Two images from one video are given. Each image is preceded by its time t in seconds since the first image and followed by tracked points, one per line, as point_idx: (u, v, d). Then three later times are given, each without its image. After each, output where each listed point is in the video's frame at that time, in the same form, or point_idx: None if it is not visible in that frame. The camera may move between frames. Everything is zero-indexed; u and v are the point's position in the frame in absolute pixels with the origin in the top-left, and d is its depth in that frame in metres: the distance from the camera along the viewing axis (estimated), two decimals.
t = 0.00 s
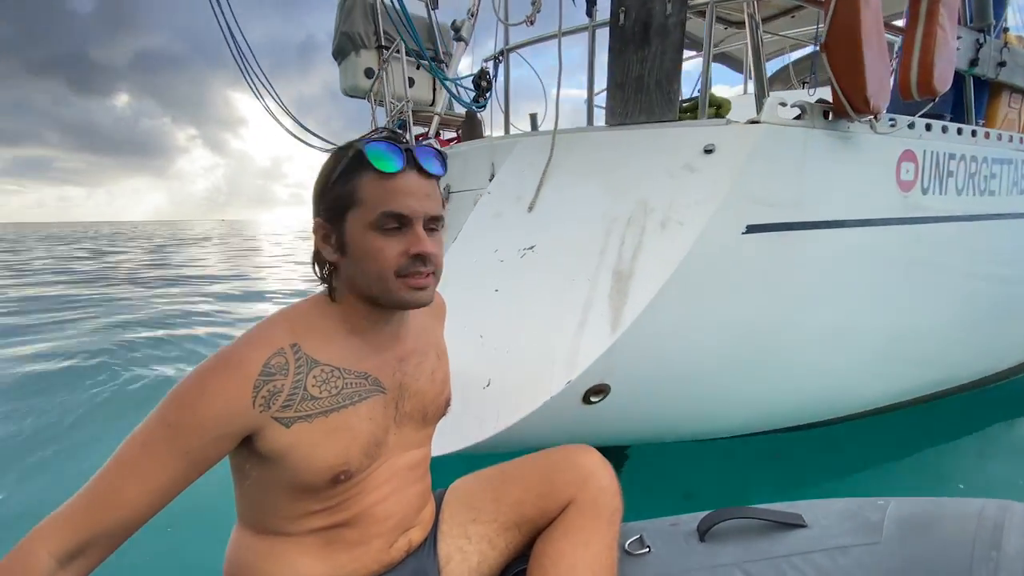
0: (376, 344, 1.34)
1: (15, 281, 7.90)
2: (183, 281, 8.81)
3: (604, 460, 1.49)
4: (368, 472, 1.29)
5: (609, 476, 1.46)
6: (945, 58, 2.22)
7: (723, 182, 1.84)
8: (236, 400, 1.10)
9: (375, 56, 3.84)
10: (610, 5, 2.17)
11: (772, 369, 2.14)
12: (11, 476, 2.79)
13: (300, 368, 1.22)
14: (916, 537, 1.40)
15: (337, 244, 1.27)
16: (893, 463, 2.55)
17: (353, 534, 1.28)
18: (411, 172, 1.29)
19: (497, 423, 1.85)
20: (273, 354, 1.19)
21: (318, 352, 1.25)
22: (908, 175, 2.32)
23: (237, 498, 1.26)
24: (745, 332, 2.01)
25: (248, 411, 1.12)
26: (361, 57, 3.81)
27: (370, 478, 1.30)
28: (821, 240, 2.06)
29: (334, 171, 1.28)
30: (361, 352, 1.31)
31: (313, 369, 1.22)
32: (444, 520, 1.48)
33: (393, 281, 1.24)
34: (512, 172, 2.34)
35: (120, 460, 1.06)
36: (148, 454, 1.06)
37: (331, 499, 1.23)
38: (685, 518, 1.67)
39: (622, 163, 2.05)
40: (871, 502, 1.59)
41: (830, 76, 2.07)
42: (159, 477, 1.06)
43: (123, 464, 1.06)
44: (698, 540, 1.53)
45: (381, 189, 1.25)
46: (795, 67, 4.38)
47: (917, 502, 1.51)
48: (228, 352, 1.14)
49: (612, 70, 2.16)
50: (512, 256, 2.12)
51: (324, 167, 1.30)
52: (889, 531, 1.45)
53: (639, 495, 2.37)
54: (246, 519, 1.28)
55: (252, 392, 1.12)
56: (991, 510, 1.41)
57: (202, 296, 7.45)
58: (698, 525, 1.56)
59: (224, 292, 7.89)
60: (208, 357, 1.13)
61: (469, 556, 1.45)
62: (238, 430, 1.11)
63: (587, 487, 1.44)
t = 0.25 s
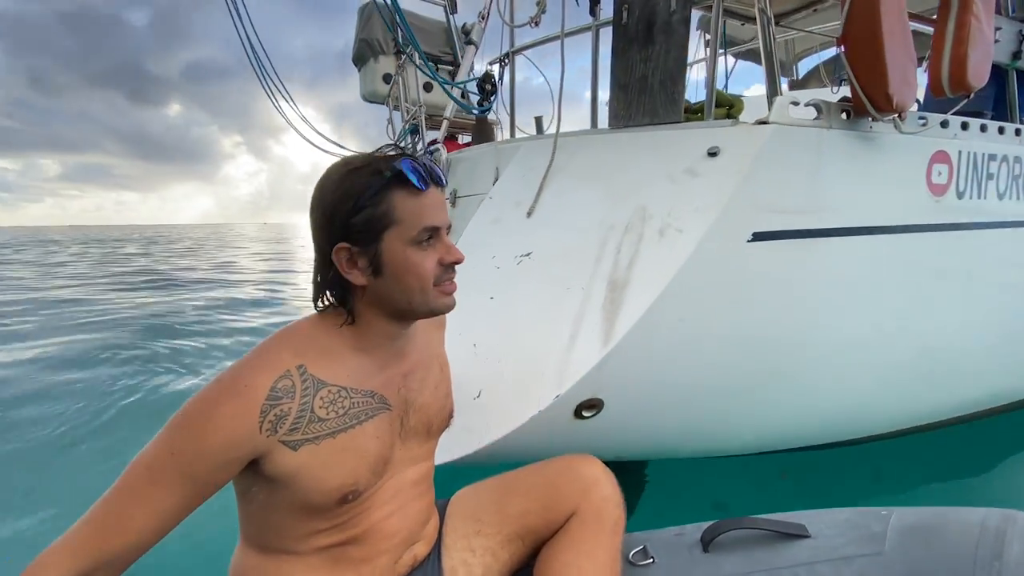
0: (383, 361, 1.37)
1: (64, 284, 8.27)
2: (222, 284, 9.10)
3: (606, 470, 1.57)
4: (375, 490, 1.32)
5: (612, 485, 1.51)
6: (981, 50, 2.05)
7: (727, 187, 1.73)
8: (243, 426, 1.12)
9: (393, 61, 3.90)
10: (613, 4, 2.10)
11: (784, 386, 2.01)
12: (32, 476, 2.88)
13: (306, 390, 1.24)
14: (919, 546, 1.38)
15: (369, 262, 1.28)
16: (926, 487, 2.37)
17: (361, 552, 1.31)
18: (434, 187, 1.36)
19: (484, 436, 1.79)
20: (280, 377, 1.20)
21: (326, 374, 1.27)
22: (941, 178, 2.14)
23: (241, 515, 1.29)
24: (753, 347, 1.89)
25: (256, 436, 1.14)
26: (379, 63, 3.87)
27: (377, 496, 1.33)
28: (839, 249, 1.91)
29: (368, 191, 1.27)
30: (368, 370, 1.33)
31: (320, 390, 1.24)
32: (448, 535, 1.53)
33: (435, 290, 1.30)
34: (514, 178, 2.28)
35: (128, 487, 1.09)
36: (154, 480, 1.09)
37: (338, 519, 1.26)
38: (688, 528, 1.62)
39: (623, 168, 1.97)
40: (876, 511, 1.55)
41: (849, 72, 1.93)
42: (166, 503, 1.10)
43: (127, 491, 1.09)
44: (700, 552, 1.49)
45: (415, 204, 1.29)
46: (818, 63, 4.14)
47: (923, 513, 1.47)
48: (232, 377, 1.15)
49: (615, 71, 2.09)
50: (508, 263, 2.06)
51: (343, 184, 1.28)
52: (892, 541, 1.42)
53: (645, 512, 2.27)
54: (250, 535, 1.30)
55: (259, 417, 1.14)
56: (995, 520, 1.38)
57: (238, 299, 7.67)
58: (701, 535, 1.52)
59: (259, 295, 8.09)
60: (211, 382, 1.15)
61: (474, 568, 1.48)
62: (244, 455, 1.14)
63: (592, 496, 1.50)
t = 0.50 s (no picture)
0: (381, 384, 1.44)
1: (112, 288, 8.64)
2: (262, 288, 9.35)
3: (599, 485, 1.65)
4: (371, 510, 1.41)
5: (606, 502, 1.63)
6: None
7: (729, 193, 1.59)
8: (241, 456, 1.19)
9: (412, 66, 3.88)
10: None
11: (802, 410, 1.83)
12: (51, 479, 2.96)
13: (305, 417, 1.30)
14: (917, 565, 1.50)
15: (382, 284, 1.34)
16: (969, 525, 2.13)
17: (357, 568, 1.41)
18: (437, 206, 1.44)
19: (467, 454, 1.70)
20: (277, 407, 1.26)
21: (323, 401, 1.32)
22: (983, 182, 1.92)
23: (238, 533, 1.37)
24: (764, 368, 1.72)
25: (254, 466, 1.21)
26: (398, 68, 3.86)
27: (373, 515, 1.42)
28: (862, 261, 1.73)
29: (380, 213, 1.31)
30: (366, 395, 1.40)
31: (318, 418, 1.31)
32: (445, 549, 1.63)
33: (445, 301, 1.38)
34: (514, 183, 2.19)
35: (125, 516, 1.15)
36: (153, 508, 1.16)
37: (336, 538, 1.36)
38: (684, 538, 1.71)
39: (622, 173, 1.85)
40: (871, 523, 1.67)
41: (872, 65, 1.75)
42: (166, 529, 1.17)
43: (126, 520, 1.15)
44: (697, 565, 1.58)
45: (424, 226, 1.37)
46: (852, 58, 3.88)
47: (915, 525, 1.60)
48: (229, 409, 1.21)
49: (616, 70, 1.97)
50: (501, 273, 1.97)
51: (351, 209, 1.31)
52: (890, 558, 1.54)
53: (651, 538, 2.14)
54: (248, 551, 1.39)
55: (257, 449, 1.21)
56: (991, 534, 1.49)
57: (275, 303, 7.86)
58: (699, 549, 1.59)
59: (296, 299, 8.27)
60: (207, 412, 1.20)
61: None
62: (244, 483, 1.21)
63: (588, 512, 1.61)
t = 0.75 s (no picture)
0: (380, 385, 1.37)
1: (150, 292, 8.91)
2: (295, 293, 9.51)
3: (598, 487, 1.60)
4: (369, 516, 1.35)
5: (603, 503, 1.59)
6: None
7: (733, 191, 1.46)
8: (235, 464, 1.12)
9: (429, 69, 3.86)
10: None
11: (821, 432, 1.65)
12: (69, 478, 3.02)
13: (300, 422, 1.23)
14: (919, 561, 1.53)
15: (384, 283, 1.29)
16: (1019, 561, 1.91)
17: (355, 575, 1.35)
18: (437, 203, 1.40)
19: (452, 467, 1.62)
20: (271, 412, 1.19)
21: (320, 405, 1.26)
22: None
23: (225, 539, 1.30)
24: (776, 384, 1.56)
25: (246, 474, 1.14)
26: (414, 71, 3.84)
27: (371, 521, 1.36)
28: (890, 267, 1.56)
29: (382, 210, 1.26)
30: (365, 397, 1.33)
31: (314, 422, 1.24)
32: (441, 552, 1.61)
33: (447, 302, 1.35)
34: (515, 184, 2.11)
35: (110, 526, 1.08)
36: (139, 519, 1.08)
37: (332, 546, 1.30)
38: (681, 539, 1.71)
39: (622, 172, 1.75)
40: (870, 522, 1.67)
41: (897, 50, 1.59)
42: (153, 539, 1.10)
43: (110, 530, 1.07)
44: (695, 565, 1.58)
45: (427, 223, 1.33)
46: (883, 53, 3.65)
47: (912, 526, 1.61)
48: (221, 413, 1.13)
49: (619, 64, 1.87)
50: (496, 277, 1.89)
51: (352, 205, 1.26)
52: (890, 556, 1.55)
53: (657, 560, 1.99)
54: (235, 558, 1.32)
55: (251, 456, 1.14)
56: (988, 532, 1.53)
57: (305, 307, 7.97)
58: (696, 550, 1.60)
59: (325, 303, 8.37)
60: (197, 418, 1.12)
61: None
62: (236, 491, 1.14)
63: (585, 514, 1.57)
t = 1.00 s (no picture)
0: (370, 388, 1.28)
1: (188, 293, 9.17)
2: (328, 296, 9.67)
3: (592, 485, 1.46)
4: (361, 527, 1.27)
5: (599, 500, 1.45)
6: None
7: (733, 186, 1.32)
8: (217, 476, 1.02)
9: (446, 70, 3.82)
10: None
11: (836, 454, 1.48)
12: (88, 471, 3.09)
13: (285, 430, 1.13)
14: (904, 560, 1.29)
15: (375, 282, 1.19)
16: None
17: None
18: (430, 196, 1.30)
19: (432, 479, 1.53)
20: (255, 420, 1.09)
21: (306, 412, 1.16)
22: None
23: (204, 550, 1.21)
24: (783, 400, 1.41)
25: (228, 486, 1.04)
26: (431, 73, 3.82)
27: (363, 531, 1.27)
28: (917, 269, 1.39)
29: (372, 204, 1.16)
30: (354, 403, 1.24)
31: (301, 429, 1.14)
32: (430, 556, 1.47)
33: (444, 302, 1.26)
34: (513, 183, 2.02)
35: (81, 543, 0.98)
36: (113, 536, 0.99)
37: (321, 559, 1.21)
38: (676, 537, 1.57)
39: (619, 168, 1.63)
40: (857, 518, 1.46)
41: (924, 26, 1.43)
42: (129, 557, 1.00)
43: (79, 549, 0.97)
44: (685, 561, 1.43)
45: (422, 217, 1.23)
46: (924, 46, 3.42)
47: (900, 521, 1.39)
48: (201, 423, 1.03)
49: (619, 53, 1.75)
50: (487, 280, 1.79)
51: (342, 199, 1.15)
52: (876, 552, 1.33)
53: None
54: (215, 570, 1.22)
55: (233, 469, 1.04)
56: (969, 526, 1.30)
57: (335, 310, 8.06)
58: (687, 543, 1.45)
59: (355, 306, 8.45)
60: (174, 427, 1.02)
61: None
62: (217, 505, 1.05)
63: (582, 513, 1.43)
